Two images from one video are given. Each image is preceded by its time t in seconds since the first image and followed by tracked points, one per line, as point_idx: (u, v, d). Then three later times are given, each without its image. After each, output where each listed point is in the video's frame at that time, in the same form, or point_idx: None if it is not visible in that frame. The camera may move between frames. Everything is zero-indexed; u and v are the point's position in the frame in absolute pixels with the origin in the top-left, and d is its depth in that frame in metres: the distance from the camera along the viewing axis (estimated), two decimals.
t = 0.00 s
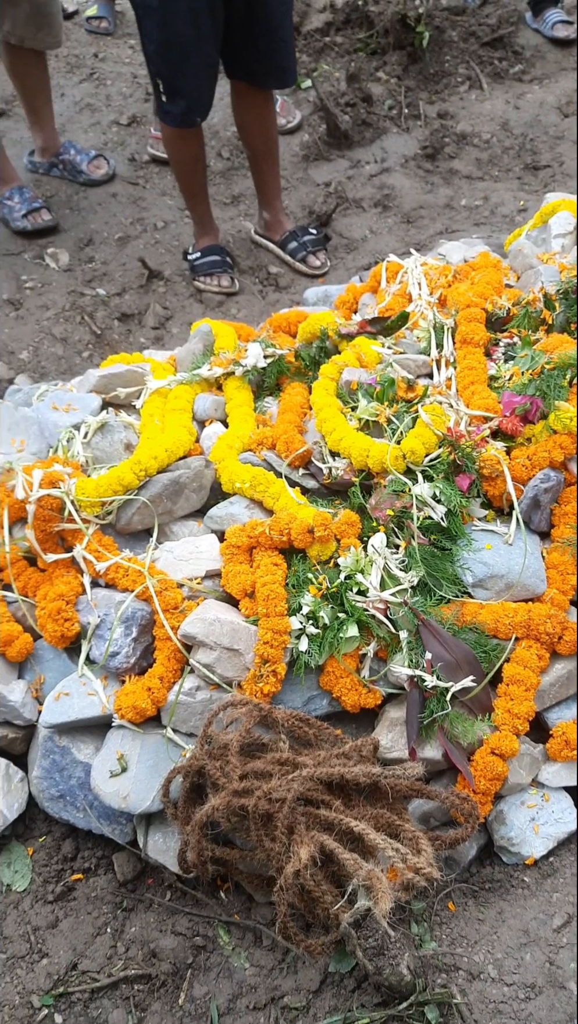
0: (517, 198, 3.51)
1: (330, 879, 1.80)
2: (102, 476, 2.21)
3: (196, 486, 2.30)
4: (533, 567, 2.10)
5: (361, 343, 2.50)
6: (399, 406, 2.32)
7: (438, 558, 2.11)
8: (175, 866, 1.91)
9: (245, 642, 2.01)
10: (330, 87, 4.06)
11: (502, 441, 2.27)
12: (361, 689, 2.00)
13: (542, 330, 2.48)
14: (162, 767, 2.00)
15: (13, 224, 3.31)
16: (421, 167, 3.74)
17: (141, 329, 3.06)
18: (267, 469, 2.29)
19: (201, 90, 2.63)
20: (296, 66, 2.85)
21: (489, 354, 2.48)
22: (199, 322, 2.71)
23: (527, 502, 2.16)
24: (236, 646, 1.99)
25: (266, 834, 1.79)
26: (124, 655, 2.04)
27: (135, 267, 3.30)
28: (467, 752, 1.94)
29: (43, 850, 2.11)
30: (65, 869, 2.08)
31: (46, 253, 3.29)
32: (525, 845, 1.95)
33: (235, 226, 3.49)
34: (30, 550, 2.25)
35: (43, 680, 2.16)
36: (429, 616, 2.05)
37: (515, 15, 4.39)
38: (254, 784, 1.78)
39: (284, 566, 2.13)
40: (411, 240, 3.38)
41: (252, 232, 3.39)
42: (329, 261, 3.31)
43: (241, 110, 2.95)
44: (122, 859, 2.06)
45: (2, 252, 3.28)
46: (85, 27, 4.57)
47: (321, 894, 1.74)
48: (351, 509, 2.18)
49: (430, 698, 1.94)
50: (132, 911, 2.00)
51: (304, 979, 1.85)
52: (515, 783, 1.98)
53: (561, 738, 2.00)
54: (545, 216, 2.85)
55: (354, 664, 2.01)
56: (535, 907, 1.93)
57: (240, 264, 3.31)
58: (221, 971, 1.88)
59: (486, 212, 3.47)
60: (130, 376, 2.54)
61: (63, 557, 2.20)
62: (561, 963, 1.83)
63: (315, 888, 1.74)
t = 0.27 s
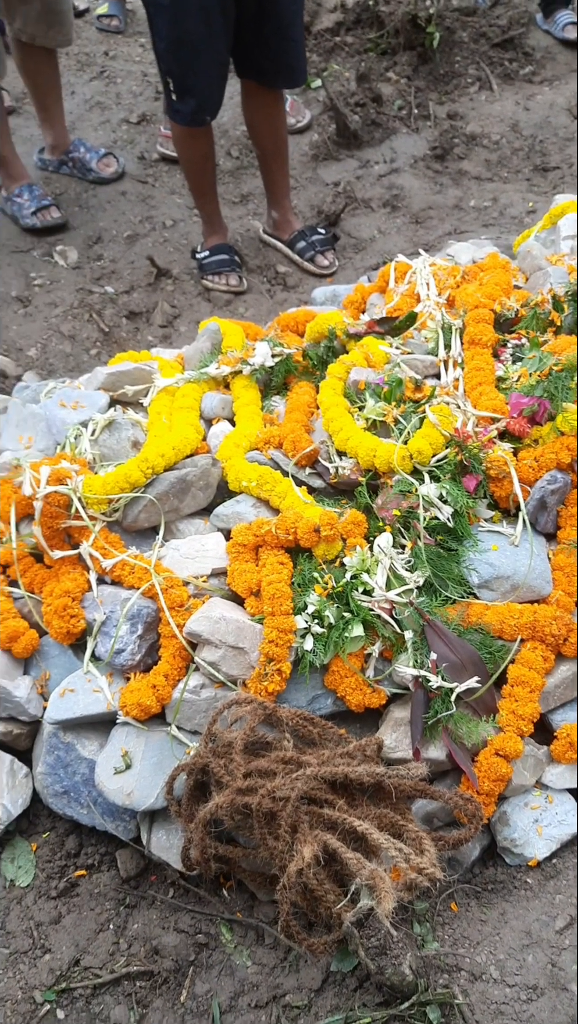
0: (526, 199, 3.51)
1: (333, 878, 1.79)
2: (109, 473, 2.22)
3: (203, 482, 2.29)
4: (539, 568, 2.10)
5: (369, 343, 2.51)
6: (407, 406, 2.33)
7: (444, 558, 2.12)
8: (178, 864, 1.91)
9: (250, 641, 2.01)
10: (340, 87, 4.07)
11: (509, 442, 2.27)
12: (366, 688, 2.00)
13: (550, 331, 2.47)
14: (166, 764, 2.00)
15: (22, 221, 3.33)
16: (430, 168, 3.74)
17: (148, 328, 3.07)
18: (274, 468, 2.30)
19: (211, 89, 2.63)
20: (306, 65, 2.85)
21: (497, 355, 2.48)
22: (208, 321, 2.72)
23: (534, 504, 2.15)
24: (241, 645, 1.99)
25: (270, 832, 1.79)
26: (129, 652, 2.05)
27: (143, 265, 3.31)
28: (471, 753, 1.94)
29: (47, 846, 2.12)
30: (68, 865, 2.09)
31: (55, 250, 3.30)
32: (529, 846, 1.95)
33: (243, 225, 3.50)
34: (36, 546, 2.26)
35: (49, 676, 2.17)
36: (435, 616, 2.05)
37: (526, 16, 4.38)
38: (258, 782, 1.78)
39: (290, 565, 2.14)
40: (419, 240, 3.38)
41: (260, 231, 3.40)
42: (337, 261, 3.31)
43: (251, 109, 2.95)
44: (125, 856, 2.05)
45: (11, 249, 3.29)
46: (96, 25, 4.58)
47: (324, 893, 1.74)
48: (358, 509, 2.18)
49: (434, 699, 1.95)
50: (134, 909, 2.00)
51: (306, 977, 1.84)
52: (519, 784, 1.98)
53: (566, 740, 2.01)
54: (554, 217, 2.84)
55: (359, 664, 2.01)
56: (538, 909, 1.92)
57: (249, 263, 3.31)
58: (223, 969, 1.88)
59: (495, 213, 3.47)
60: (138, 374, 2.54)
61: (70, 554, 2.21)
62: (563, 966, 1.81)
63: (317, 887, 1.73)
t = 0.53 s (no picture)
0: (535, 200, 3.51)
1: (336, 877, 1.80)
2: (117, 471, 2.22)
3: (209, 481, 2.30)
4: (545, 570, 2.10)
5: (377, 343, 2.51)
6: (415, 407, 2.33)
7: (450, 559, 2.11)
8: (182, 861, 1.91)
9: (256, 639, 2.01)
10: (350, 87, 4.07)
11: (516, 444, 2.27)
12: (371, 689, 1.99)
13: (559, 333, 2.49)
14: (170, 761, 2.00)
15: (32, 218, 3.33)
16: (439, 169, 3.74)
17: (157, 326, 3.07)
18: (282, 467, 2.30)
19: (221, 88, 2.64)
20: (317, 65, 2.85)
21: (506, 356, 2.47)
22: (216, 319, 2.73)
23: (541, 506, 2.15)
24: (247, 643, 2.00)
25: (274, 831, 1.79)
26: (135, 649, 2.05)
27: (152, 264, 3.31)
28: (476, 755, 1.94)
29: (51, 842, 2.12)
30: (72, 861, 2.09)
31: (64, 248, 3.31)
32: (532, 848, 1.95)
33: (252, 224, 3.50)
34: (43, 543, 2.26)
35: (54, 672, 2.17)
36: (440, 617, 2.05)
37: (538, 18, 4.38)
38: (262, 780, 1.78)
39: (296, 564, 2.14)
40: (428, 240, 3.37)
41: (269, 230, 3.40)
42: (346, 261, 3.31)
43: (261, 108, 2.96)
44: (129, 853, 2.06)
45: (21, 246, 3.30)
46: (107, 23, 4.59)
47: (327, 892, 1.74)
48: (365, 509, 2.18)
49: (440, 699, 1.94)
50: (137, 906, 2.00)
51: (308, 976, 1.84)
52: (523, 786, 1.98)
53: (570, 742, 2.01)
54: (564, 219, 2.84)
55: (364, 663, 2.01)
56: (541, 911, 1.92)
57: (257, 263, 3.32)
58: (225, 967, 1.88)
59: (504, 214, 3.46)
60: (147, 372, 2.55)
61: (77, 551, 2.21)
62: (566, 968, 1.82)
63: (321, 886, 1.73)
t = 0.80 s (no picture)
0: (535, 200, 3.51)
1: (336, 878, 1.79)
2: (117, 471, 2.22)
3: (210, 481, 2.30)
4: (546, 571, 2.10)
5: (377, 343, 2.51)
6: (415, 407, 2.33)
7: (450, 559, 2.11)
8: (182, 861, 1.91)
9: (256, 639, 2.02)
10: (350, 87, 4.07)
11: (516, 444, 2.27)
12: (371, 689, 1.99)
13: (559, 333, 2.48)
14: (170, 761, 2.00)
15: (32, 218, 3.34)
16: (439, 169, 3.74)
17: (157, 326, 3.07)
18: (281, 467, 2.30)
19: (221, 88, 2.64)
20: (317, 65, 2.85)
21: (506, 356, 2.48)
22: (216, 319, 2.73)
23: (540, 506, 2.15)
24: (247, 643, 2.00)
25: (273, 832, 1.79)
26: (135, 649, 2.05)
27: (152, 264, 3.31)
28: (475, 755, 1.94)
29: (51, 842, 2.12)
30: (72, 861, 2.09)
31: (64, 248, 3.31)
32: (532, 848, 1.95)
33: (252, 224, 3.50)
34: (43, 543, 2.26)
35: (54, 672, 2.17)
36: (440, 617, 2.05)
37: (538, 17, 4.38)
38: (262, 780, 1.78)
39: (296, 564, 2.14)
40: (428, 240, 3.37)
41: (269, 231, 3.40)
42: (346, 261, 3.31)
43: (261, 108, 2.96)
44: (129, 853, 2.06)
45: (21, 246, 3.30)
46: (107, 23, 4.59)
47: (327, 892, 1.74)
48: (364, 509, 2.18)
49: (440, 700, 1.94)
50: (137, 906, 2.00)
51: (308, 976, 1.84)
52: (523, 786, 1.98)
53: (570, 742, 2.01)
54: (564, 219, 2.83)
55: (364, 663, 2.01)
56: (541, 911, 1.92)
57: (257, 263, 3.32)
58: (225, 967, 1.88)
59: (505, 214, 3.46)
60: (147, 372, 2.55)
61: (77, 551, 2.21)
62: (565, 967, 1.82)
63: (321, 887, 1.73)
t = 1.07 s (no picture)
0: (544, 202, 3.50)
1: (339, 877, 1.80)
2: (125, 469, 2.23)
3: (217, 479, 2.30)
4: (551, 573, 2.10)
5: (385, 343, 2.52)
6: (422, 407, 2.34)
7: (456, 560, 2.12)
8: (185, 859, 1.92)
9: (261, 638, 2.02)
10: (360, 88, 4.07)
11: (523, 445, 2.27)
12: (375, 688, 2.00)
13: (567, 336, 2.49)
14: (174, 759, 2.00)
15: (42, 216, 3.35)
16: (449, 170, 3.74)
17: (165, 324, 3.08)
18: (288, 467, 2.31)
19: (232, 88, 2.64)
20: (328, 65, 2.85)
21: (513, 358, 2.49)
22: (224, 319, 2.73)
23: (547, 508, 2.15)
24: (252, 642, 2.00)
25: (277, 830, 1.79)
26: (140, 646, 2.06)
27: (161, 262, 3.32)
28: (479, 756, 1.95)
29: (55, 838, 2.13)
30: (75, 857, 2.10)
31: (73, 246, 3.32)
32: (535, 850, 1.95)
33: (261, 223, 3.51)
34: (50, 540, 2.27)
35: (60, 668, 2.18)
36: (445, 618, 2.05)
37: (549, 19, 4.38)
38: (266, 778, 1.78)
39: (302, 563, 2.14)
40: (437, 241, 3.38)
41: (278, 230, 3.41)
42: (354, 261, 3.31)
43: (271, 108, 2.96)
44: (132, 850, 2.06)
45: (30, 244, 3.32)
46: (119, 22, 4.61)
47: (330, 891, 1.74)
48: (371, 509, 2.19)
49: (444, 700, 1.95)
50: (140, 902, 2.01)
51: (310, 975, 1.85)
52: (527, 788, 1.98)
53: (574, 744, 2.01)
54: (573, 222, 2.83)
55: (369, 663, 2.01)
56: (543, 912, 1.92)
57: (266, 262, 3.32)
58: (227, 964, 1.89)
59: (514, 216, 3.46)
60: (155, 370, 2.56)
61: (83, 548, 2.22)
62: (567, 970, 1.82)
63: (323, 886, 1.74)
